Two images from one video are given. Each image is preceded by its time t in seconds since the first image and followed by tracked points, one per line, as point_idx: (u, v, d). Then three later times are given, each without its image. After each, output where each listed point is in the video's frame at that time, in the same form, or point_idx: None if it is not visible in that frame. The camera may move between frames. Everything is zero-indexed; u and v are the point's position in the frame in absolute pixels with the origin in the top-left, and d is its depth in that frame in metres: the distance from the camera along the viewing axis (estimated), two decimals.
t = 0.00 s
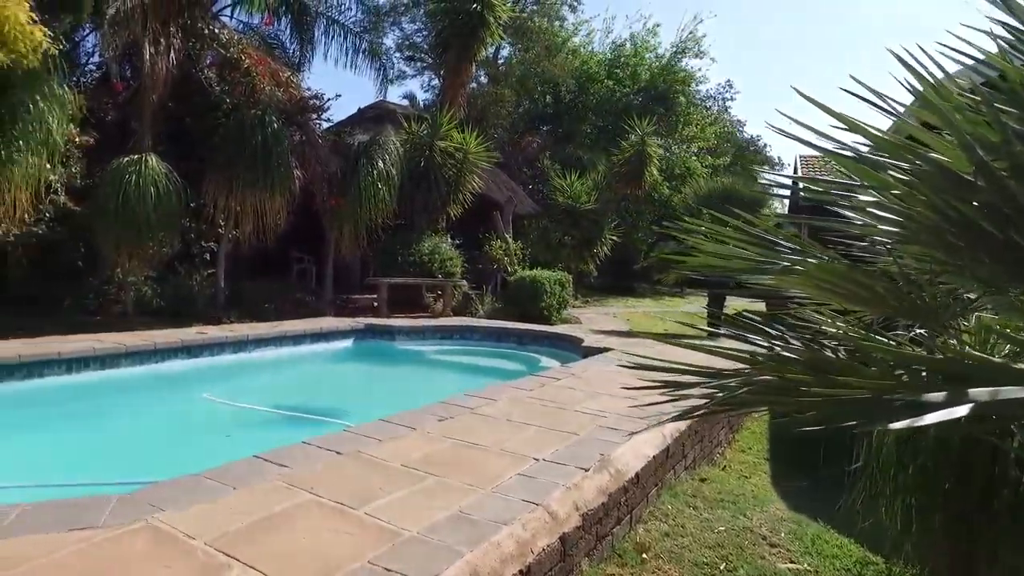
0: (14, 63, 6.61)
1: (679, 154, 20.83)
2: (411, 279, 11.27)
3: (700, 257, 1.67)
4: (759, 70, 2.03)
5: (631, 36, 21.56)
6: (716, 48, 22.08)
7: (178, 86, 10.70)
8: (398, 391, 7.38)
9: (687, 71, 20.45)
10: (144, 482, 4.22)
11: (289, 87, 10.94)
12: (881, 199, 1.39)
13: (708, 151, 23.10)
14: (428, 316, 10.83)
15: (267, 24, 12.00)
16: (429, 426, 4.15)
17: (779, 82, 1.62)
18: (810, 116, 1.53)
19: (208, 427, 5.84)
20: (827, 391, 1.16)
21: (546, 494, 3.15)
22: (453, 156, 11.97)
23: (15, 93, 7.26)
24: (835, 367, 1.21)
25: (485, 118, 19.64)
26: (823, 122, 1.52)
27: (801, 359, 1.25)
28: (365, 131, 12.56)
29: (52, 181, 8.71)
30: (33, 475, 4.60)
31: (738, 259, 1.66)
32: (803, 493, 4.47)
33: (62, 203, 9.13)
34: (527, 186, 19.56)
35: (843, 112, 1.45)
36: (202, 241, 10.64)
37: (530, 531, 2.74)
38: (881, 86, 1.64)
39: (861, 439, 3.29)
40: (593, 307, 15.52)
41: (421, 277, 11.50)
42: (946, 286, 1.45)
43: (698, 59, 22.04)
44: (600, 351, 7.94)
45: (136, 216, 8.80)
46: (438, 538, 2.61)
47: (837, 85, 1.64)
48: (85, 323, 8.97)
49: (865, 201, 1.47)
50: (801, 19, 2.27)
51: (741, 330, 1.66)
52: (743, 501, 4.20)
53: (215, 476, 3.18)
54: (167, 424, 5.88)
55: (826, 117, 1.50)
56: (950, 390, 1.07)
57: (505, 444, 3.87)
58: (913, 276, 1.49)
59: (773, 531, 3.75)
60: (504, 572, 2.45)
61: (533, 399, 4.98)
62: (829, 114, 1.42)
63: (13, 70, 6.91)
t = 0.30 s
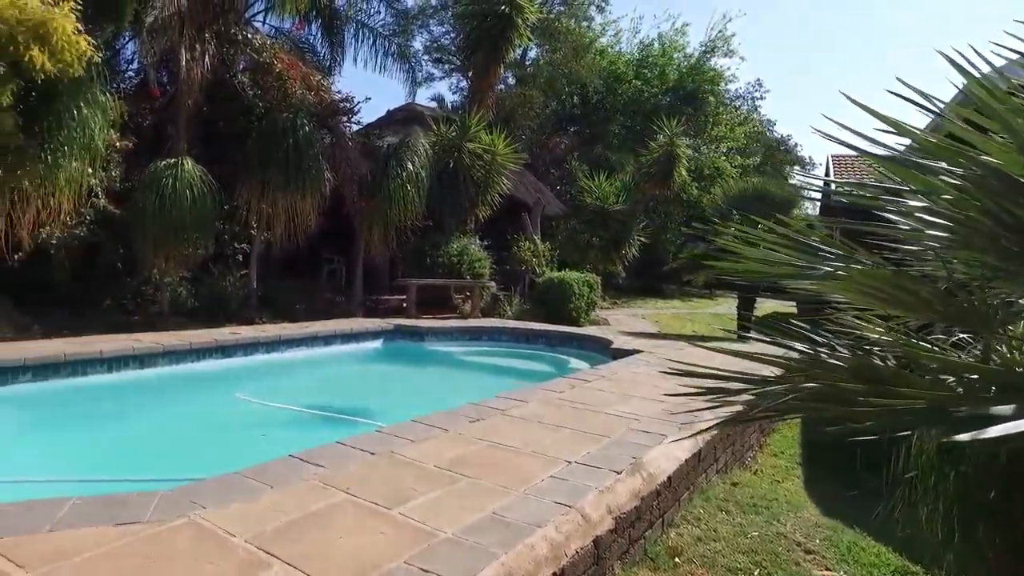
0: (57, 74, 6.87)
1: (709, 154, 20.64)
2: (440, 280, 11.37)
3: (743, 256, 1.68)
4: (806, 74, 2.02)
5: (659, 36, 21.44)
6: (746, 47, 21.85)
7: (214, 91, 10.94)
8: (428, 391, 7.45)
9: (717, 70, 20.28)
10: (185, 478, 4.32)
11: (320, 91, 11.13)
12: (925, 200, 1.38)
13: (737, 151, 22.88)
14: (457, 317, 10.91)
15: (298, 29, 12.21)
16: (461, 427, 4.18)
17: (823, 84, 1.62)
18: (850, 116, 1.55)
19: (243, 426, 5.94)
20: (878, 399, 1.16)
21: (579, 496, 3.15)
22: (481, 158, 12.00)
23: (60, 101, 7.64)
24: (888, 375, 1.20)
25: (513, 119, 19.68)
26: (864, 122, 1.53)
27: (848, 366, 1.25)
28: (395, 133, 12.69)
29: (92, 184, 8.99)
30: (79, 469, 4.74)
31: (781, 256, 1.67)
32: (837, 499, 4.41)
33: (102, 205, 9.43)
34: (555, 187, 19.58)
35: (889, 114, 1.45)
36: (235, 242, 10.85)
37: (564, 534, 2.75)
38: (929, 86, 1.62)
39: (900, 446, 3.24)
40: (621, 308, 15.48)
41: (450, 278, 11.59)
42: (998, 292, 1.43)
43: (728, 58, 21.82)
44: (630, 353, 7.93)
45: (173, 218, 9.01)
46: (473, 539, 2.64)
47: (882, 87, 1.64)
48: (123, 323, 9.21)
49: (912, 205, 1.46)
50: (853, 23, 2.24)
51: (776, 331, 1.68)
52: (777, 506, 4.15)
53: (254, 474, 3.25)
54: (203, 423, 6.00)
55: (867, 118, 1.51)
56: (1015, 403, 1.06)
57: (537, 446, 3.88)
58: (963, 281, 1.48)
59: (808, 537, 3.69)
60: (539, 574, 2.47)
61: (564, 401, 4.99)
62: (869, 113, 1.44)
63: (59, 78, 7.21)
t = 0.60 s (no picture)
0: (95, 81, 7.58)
1: (735, 154, 20.41)
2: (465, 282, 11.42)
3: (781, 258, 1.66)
4: (846, 73, 1.99)
5: (684, 35, 21.29)
6: (773, 46, 21.61)
7: (243, 95, 11.13)
8: (454, 392, 7.50)
9: (743, 69, 20.08)
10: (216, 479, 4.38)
11: (346, 93, 11.27)
12: (973, 205, 1.35)
13: (764, 152, 22.64)
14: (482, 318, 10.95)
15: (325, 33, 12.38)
16: (489, 429, 4.19)
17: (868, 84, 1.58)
18: (895, 117, 1.52)
19: (271, 426, 6.02)
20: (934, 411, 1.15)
21: (608, 499, 3.14)
22: (506, 159, 12.04)
23: (97, 107, 7.97)
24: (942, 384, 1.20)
25: (537, 120, 19.69)
26: (909, 123, 1.50)
27: (895, 375, 1.24)
28: (420, 135, 12.78)
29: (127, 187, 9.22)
30: (111, 467, 4.82)
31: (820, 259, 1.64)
32: (870, 505, 4.34)
33: (136, 207, 9.74)
34: (579, 188, 19.57)
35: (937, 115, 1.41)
36: (264, 243, 11.05)
37: (594, 538, 2.74)
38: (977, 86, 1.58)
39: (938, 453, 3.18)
40: (645, 310, 15.42)
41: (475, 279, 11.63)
42: None
43: (754, 57, 21.60)
44: (656, 355, 7.89)
45: (203, 220, 9.18)
46: (503, 542, 2.64)
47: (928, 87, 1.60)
48: (156, 323, 9.41)
49: (960, 209, 1.43)
50: (895, 23, 2.20)
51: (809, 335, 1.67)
52: (808, 511, 4.09)
53: (286, 475, 3.29)
54: (233, 423, 6.09)
55: (913, 119, 1.47)
56: None
57: (566, 449, 3.88)
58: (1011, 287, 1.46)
59: (840, 544, 3.63)
60: None
61: (591, 405, 4.98)
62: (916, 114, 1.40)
63: (95, 82, 7.70)
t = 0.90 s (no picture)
0: (129, 86, 7.73)
1: (762, 154, 20.17)
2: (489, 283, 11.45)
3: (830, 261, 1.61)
4: (894, 80, 1.95)
5: (710, 34, 21.14)
6: (801, 44, 21.35)
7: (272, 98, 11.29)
8: (481, 392, 7.54)
9: (770, 68, 19.87)
10: (250, 479, 4.41)
11: (372, 95, 11.37)
12: None
13: (791, 152, 22.37)
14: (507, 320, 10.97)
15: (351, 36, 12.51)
16: (518, 432, 4.20)
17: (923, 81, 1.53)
18: (952, 117, 1.46)
19: (300, 426, 6.08)
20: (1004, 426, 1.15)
21: (640, 504, 3.12)
22: (531, 160, 12.07)
23: (132, 111, 8.19)
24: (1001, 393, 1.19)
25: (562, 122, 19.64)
26: (968, 123, 1.44)
27: (952, 386, 1.22)
28: (446, 137, 12.84)
29: (160, 190, 9.41)
30: (146, 465, 4.89)
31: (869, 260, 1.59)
32: (905, 514, 4.24)
33: (168, 210, 10.03)
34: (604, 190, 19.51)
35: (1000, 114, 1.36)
36: (290, 245, 11.15)
37: (626, 544, 2.72)
38: None
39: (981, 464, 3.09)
40: (671, 312, 15.33)
41: (500, 281, 11.66)
42: None
43: (781, 56, 21.37)
44: (684, 358, 7.83)
45: (233, 221, 9.32)
46: (535, 546, 2.63)
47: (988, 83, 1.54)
48: (187, 322, 9.59)
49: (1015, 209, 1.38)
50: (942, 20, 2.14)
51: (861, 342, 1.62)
52: (841, 519, 4.01)
53: (318, 476, 3.32)
54: (262, 423, 6.16)
55: (971, 119, 1.42)
56: None
57: (596, 452, 3.87)
58: None
59: (876, 553, 3.55)
60: None
61: (620, 409, 4.96)
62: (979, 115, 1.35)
63: (131, 88, 7.92)
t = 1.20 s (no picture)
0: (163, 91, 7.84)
1: (791, 153, 19.89)
2: (516, 284, 11.45)
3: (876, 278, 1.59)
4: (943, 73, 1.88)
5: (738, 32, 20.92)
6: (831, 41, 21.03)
7: (301, 101, 11.42)
8: (509, 394, 7.54)
9: (799, 66, 19.59)
10: (283, 480, 4.43)
11: (399, 97, 11.42)
12: None
13: (821, 151, 22.03)
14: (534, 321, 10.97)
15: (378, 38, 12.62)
16: (549, 436, 4.19)
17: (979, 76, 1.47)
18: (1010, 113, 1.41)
19: (330, 426, 6.13)
20: None
21: (674, 510, 3.09)
22: (558, 161, 12.06)
23: (166, 115, 8.36)
24: None
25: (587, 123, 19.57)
26: None
27: (1017, 396, 1.26)
28: (472, 138, 12.88)
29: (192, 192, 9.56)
30: (184, 464, 4.98)
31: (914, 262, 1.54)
32: (945, 524, 4.13)
33: (199, 212, 10.10)
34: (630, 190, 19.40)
35: None
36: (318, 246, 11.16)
37: (660, 550, 2.69)
38: None
39: None
40: (698, 313, 15.19)
41: (527, 282, 11.66)
42: None
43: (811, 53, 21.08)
44: (714, 361, 7.75)
45: (264, 223, 9.44)
46: (570, 551, 2.62)
47: None
48: (219, 323, 9.73)
49: None
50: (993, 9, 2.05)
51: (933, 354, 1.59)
52: (878, 527, 3.93)
53: (350, 478, 3.33)
54: (293, 423, 6.22)
55: None
56: None
57: (627, 458, 3.85)
58: None
59: (917, 563, 3.46)
60: None
61: (650, 414, 4.93)
62: None
63: (165, 92, 8.08)
